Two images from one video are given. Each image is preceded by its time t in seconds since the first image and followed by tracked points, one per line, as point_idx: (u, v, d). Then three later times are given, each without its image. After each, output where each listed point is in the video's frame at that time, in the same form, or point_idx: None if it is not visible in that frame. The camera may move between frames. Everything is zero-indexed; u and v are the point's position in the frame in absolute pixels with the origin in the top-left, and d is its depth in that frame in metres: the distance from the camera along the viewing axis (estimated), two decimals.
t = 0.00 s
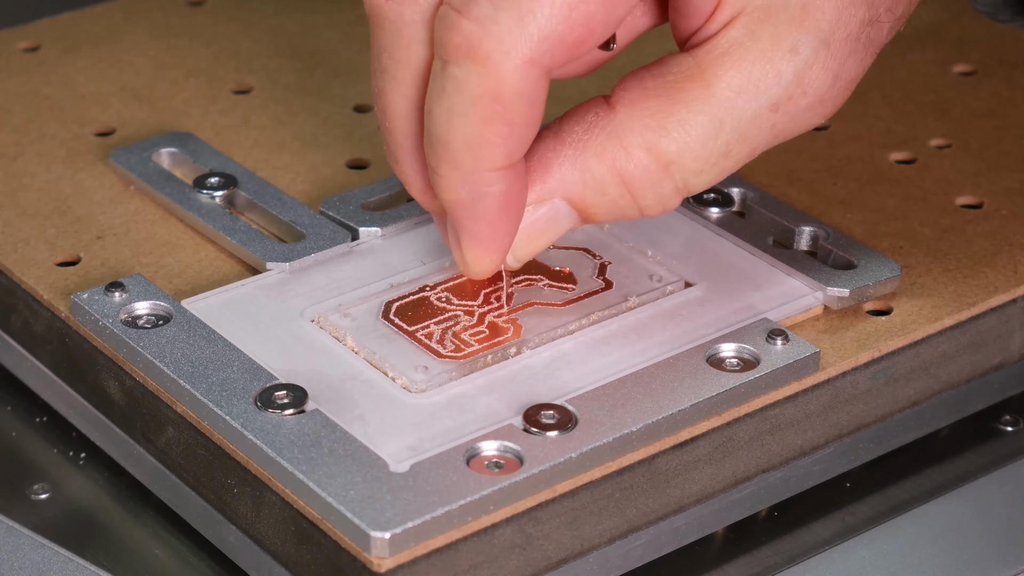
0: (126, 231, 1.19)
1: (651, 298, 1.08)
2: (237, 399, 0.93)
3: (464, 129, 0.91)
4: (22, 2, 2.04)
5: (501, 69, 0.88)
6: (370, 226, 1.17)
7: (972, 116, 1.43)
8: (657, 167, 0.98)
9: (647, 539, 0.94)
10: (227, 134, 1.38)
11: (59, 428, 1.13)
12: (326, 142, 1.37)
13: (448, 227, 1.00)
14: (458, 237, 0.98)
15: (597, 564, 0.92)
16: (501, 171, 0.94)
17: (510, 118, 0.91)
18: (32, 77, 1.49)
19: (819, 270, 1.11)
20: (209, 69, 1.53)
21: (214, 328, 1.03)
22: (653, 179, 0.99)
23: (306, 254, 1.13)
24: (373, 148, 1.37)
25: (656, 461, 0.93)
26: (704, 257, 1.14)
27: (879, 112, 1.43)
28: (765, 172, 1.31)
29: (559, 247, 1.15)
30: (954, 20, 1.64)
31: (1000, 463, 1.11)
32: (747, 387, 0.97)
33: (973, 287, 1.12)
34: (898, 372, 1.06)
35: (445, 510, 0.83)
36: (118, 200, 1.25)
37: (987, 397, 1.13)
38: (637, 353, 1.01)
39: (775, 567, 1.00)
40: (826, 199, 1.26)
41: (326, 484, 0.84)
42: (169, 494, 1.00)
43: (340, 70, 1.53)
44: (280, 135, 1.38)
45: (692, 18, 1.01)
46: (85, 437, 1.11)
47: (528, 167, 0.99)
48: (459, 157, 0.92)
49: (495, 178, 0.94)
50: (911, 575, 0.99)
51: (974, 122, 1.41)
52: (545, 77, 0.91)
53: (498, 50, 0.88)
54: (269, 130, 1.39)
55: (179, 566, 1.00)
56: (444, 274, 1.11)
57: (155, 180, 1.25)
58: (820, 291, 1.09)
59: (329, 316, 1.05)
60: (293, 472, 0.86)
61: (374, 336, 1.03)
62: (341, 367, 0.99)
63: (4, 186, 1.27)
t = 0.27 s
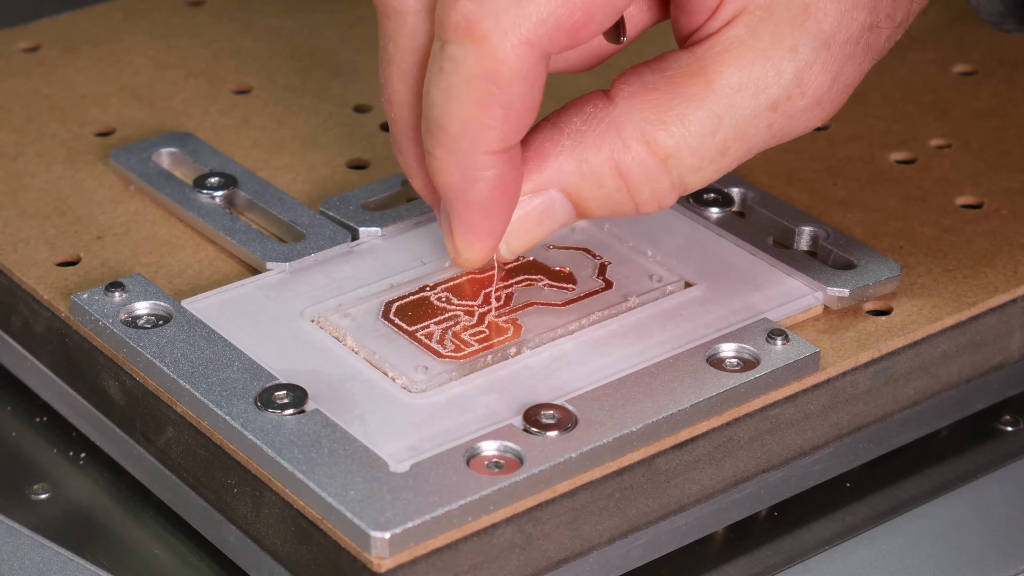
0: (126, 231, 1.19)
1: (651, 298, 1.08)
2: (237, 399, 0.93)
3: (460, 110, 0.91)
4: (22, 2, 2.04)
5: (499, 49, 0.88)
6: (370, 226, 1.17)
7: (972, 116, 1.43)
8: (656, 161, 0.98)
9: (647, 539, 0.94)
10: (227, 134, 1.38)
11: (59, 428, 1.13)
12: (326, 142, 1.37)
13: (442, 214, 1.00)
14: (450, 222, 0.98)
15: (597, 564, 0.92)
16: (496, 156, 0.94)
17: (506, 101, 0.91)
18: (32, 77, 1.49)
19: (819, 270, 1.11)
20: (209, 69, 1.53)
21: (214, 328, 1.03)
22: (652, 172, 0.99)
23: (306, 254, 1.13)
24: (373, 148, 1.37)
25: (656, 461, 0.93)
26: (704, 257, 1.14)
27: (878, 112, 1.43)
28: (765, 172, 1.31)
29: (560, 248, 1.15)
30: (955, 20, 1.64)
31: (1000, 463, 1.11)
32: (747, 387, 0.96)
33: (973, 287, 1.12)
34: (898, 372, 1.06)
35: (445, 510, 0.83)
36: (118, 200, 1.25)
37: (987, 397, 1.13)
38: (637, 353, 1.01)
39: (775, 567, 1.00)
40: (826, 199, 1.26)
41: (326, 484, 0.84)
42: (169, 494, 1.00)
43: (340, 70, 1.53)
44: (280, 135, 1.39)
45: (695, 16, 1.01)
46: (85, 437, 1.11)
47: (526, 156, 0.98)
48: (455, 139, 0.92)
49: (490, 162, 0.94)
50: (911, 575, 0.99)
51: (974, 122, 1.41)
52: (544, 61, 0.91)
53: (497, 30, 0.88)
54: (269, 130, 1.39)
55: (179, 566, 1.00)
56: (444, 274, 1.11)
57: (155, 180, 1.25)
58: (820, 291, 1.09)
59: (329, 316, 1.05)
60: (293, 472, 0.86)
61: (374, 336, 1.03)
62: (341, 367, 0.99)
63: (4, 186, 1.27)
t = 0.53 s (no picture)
0: (126, 231, 1.19)
1: (651, 298, 1.08)
2: (237, 399, 0.93)
3: None
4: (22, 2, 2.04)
5: None
6: (370, 226, 1.17)
7: (972, 116, 1.43)
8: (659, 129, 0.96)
9: (647, 539, 0.94)
10: (227, 135, 1.38)
11: (59, 428, 1.13)
12: (326, 142, 1.37)
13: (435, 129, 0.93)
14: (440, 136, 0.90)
15: (597, 564, 0.92)
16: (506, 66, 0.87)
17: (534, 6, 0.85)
18: (32, 77, 1.49)
19: (819, 270, 1.11)
20: (208, 69, 1.53)
21: (214, 328, 1.03)
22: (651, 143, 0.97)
23: (306, 254, 1.13)
24: (373, 148, 1.37)
25: (656, 461, 0.93)
26: (704, 257, 1.14)
27: (879, 112, 1.43)
28: (765, 172, 1.31)
29: (559, 248, 1.15)
30: (955, 19, 1.64)
31: (1000, 463, 1.11)
32: (748, 387, 0.96)
33: (973, 287, 1.12)
34: (899, 372, 1.06)
35: (445, 510, 0.82)
36: (118, 200, 1.25)
37: (987, 397, 1.13)
38: (637, 353, 1.01)
39: (775, 567, 1.00)
40: (826, 199, 1.27)
41: (326, 484, 0.84)
42: (169, 493, 1.00)
43: (340, 70, 1.53)
44: (280, 135, 1.38)
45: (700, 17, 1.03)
46: (85, 436, 1.11)
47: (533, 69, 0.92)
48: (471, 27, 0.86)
49: (555, 33, 0.82)
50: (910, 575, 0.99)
51: (974, 122, 1.41)
52: None
53: None
54: (269, 130, 1.39)
55: (179, 566, 1.00)
56: (445, 274, 1.11)
57: (155, 180, 1.25)
58: (820, 291, 1.09)
59: (329, 316, 1.05)
60: (293, 472, 0.86)
61: (374, 336, 1.03)
62: (341, 367, 0.99)
63: (4, 186, 1.27)
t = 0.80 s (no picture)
0: (126, 231, 1.19)
1: (651, 298, 1.08)
2: (237, 399, 0.93)
3: None
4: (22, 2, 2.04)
5: None
6: (370, 227, 1.17)
7: (971, 116, 1.43)
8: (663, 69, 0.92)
9: (647, 539, 0.94)
10: (227, 135, 1.38)
11: (59, 428, 1.13)
12: (326, 142, 1.37)
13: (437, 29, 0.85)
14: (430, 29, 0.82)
15: (597, 564, 0.92)
16: None
17: None
18: (31, 77, 1.49)
19: (819, 270, 1.11)
20: (208, 69, 1.53)
21: (214, 328, 1.03)
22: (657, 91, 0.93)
23: (306, 254, 1.13)
24: (372, 148, 1.37)
25: (656, 461, 0.93)
26: (704, 257, 1.14)
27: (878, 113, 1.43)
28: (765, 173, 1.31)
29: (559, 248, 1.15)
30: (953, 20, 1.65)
31: (1000, 463, 1.11)
32: (748, 387, 0.96)
33: (973, 287, 1.12)
34: (898, 372, 1.06)
35: (445, 509, 0.82)
36: (118, 200, 1.25)
37: (987, 397, 1.13)
38: (637, 353, 1.01)
39: (775, 567, 1.00)
40: (826, 199, 1.27)
41: (326, 484, 0.84)
42: (169, 494, 1.00)
43: (340, 71, 1.53)
44: (279, 135, 1.38)
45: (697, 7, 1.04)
46: (84, 437, 1.11)
47: None
48: None
49: None
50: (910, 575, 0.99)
51: (974, 122, 1.41)
52: None
53: None
54: (269, 130, 1.39)
55: (179, 566, 1.00)
56: (445, 274, 1.11)
57: (155, 180, 1.25)
58: (820, 291, 1.09)
59: (329, 316, 1.05)
60: (293, 472, 0.86)
61: (374, 336, 1.03)
62: (341, 367, 0.99)
63: (4, 186, 1.27)
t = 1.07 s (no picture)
0: (126, 231, 1.19)
1: (651, 298, 1.08)
2: (237, 399, 0.93)
3: None
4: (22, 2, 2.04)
5: None
6: (370, 226, 1.17)
7: (972, 116, 1.43)
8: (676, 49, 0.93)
9: (647, 539, 0.94)
10: (228, 135, 1.38)
11: (59, 428, 1.13)
12: (326, 142, 1.38)
13: None
14: None
15: (597, 564, 0.93)
16: None
17: None
18: (32, 77, 1.49)
19: (819, 270, 1.11)
20: (209, 69, 1.53)
21: (214, 328, 1.03)
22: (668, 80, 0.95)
23: (306, 254, 1.13)
24: (373, 148, 1.37)
25: (656, 461, 0.93)
26: (704, 257, 1.14)
27: (878, 113, 1.43)
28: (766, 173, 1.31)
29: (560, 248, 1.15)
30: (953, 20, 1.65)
31: (1000, 463, 1.11)
32: (748, 388, 0.96)
33: (973, 287, 1.12)
34: (899, 372, 1.06)
35: (445, 510, 0.82)
36: (118, 200, 1.25)
37: (987, 397, 1.13)
38: (637, 353, 1.01)
39: (775, 566, 1.00)
40: (826, 199, 1.27)
41: (326, 484, 0.84)
42: (170, 494, 1.00)
43: (340, 71, 1.53)
44: (279, 135, 1.39)
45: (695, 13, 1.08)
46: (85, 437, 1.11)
47: None
48: None
49: None
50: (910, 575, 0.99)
51: (974, 122, 1.41)
52: None
53: None
54: (269, 130, 1.39)
55: (179, 566, 1.00)
56: (445, 274, 1.11)
57: (155, 180, 1.25)
58: (820, 291, 1.09)
59: (329, 316, 1.05)
60: (293, 472, 0.86)
61: (374, 337, 1.03)
62: (341, 367, 0.99)
63: (4, 186, 1.27)
